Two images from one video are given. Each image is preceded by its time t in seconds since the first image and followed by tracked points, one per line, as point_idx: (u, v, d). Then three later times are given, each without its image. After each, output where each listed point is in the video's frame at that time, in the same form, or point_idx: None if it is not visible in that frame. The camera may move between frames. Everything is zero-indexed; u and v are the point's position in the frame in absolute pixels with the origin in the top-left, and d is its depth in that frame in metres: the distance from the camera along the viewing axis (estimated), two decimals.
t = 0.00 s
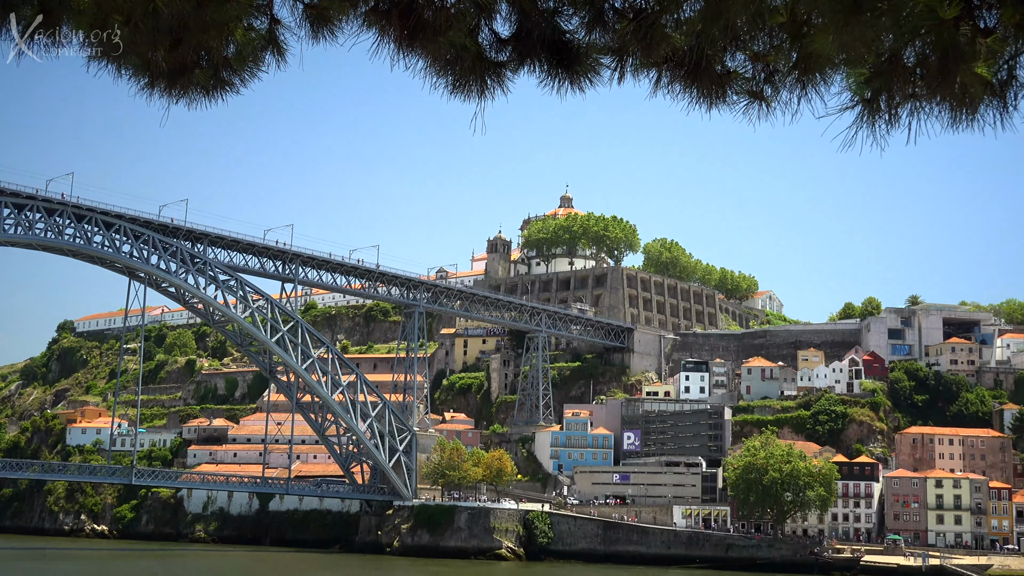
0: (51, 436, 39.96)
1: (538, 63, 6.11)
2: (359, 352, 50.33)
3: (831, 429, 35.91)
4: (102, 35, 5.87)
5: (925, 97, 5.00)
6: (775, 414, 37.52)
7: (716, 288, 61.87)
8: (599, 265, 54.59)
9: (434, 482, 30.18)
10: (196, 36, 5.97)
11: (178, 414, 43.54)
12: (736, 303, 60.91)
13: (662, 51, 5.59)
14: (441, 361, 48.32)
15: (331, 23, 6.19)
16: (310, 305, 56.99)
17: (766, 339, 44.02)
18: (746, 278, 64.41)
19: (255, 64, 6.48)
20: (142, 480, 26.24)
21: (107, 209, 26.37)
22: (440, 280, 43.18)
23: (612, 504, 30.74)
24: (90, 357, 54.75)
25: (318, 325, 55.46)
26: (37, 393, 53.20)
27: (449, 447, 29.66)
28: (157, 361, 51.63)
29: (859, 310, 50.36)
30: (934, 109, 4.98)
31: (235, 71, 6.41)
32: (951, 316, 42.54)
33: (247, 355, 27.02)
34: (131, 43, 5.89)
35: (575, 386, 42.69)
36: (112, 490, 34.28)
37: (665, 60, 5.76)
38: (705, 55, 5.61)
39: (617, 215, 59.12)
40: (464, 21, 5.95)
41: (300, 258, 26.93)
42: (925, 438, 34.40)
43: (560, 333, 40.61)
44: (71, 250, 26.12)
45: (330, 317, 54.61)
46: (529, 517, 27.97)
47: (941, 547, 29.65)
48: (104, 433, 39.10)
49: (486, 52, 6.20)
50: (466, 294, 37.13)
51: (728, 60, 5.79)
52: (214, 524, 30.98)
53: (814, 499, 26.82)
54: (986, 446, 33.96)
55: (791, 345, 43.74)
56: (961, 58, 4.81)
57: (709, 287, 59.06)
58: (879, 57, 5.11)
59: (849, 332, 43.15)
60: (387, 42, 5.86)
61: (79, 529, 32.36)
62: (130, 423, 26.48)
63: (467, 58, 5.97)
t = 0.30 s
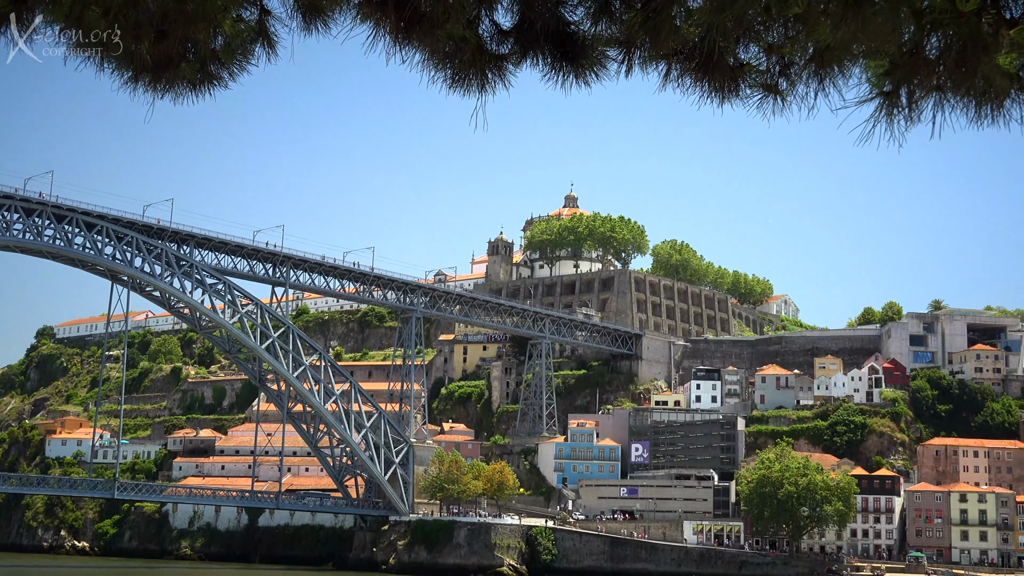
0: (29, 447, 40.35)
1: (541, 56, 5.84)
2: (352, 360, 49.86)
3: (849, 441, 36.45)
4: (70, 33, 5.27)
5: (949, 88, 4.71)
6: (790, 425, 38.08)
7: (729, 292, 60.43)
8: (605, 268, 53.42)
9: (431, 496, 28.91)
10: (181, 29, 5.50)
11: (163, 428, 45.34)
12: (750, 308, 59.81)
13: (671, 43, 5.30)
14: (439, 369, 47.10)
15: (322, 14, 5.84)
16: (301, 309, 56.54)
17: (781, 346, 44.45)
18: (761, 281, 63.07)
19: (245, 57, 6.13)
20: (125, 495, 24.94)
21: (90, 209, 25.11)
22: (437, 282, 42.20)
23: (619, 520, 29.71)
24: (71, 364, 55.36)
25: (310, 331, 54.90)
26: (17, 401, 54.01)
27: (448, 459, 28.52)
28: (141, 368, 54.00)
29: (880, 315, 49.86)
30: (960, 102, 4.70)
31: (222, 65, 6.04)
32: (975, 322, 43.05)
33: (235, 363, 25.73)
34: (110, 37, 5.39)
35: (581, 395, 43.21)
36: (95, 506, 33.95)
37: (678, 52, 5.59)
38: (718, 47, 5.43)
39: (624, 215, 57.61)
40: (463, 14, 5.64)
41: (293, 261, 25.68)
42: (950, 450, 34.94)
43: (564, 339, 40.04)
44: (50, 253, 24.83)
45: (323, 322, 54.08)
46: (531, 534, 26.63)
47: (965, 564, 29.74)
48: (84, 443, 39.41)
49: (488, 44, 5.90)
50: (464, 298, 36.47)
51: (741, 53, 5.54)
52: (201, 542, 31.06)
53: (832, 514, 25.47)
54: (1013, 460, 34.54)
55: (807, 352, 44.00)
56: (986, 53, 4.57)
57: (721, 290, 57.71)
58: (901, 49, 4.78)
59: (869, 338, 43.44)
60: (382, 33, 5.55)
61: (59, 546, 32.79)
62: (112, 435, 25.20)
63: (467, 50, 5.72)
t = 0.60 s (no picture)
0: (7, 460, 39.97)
1: (546, 47, 5.76)
2: (347, 367, 48.93)
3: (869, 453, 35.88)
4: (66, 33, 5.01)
5: (977, 80, 4.39)
6: (807, 436, 37.41)
7: (743, 296, 59.46)
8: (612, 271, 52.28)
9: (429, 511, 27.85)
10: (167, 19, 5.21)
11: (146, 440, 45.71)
12: (765, 313, 58.72)
13: (682, 34, 5.05)
14: (437, 378, 45.89)
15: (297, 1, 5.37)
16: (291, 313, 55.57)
17: (799, 350, 43.75)
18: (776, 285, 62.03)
19: (232, 50, 5.83)
20: (107, 511, 23.69)
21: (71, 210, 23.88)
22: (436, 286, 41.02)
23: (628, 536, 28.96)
24: (51, 373, 55.09)
25: (302, 337, 53.76)
26: None
27: (448, 472, 27.45)
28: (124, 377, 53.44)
29: (902, 319, 49.01)
30: (983, 98, 4.37)
31: (210, 58, 5.78)
32: (1002, 327, 42.29)
33: (224, 371, 24.49)
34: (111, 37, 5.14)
35: (587, 405, 42.07)
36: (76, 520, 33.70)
37: (689, 45, 5.41)
38: (732, 42, 5.28)
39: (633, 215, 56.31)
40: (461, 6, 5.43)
41: (284, 264, 24.45)
42: (975, 462, 34.46)
43: (567, 346, 39.29)
44: (29, 256, 23.59)
45: (315, 328, 53.10)
46: (535, 551, 25.64)
47: None
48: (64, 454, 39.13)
49: (487, 33, 5.75)
50: (464, 302, 35.44)
51: (755, 45, 5.43)
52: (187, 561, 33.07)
53: (851, 527, 24.34)
54: None
55: (826, 359, 43.30)
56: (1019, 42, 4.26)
57: (734, 294, 56.47)
58: (922, 40, 4.47)
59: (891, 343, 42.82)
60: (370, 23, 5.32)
61: (38, 563, 35.05)
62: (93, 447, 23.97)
63: (466, 41, 5.56)
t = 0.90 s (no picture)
0: None
1: (548, 39, 5.60)
2: (342, 376, 47.79)
3: (892, 464, 35.34)
4: (65, 32, 5.15)
5: (1002, 77, 4.56)
6: (827, 446, 36.81)
7: (758, 300, 58.35)
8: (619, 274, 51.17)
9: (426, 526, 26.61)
10: (151, 12, 5.24)
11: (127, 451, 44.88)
12: (781, 317, 57.66)
13: (691, 27, 5.04)
14: (434, 388, 44.56)
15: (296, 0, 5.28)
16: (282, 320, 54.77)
17: (818, 355, 42.87)
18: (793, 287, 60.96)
19: (220, 42, 5.71)
20: (89, 528, 22.52)
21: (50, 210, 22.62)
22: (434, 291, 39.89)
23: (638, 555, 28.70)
24: (28, 384, 54.31)
25: (293, 344, 52.61)
26: None
27: (444, 487, 26.23)
28: (107, 387, 52.84)
29: (927, 323, 47.94)
30: (1010, 93, 4.55)
31: (196, 50, 5.65)
32: None
33: (211, 378, 23.35)
34: (112, 37, 5.27)
35: (593, 415, 41.05)
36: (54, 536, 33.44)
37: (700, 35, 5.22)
38: (745, 32, 5.10)
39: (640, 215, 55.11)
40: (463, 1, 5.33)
41: (274, 266, 23.28)
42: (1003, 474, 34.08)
43: (572, 353, 38.33)
44: (6, 259, 22.36)
45: (306, 333, 52.13)
46: (540, 568, 24.83)
47: None
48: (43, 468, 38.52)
49: (488, 27, 5.60)
50: (463, 306, 34.32)
51: (769, 38, 5.23)
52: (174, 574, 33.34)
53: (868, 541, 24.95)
54: None
55: (845, 365, 42.37)
56: None
57: (747, 297, 55.32)
58: (947, 34, 4.60)
59: (913, 348, 41.81)
60: (369, 15, 5.26)
61: None
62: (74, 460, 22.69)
63: (465, 32, 5.43)
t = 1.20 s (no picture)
0: None
1: (555, 30, 5.59)
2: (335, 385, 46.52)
3: (914, 477, 34.46)
4: (66, 32, 5.29)
5: None
6: (846, 459, 36.02)
7: (774, 304, 57.15)
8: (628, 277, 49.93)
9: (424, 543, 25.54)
10: (136, 4, 5.25)
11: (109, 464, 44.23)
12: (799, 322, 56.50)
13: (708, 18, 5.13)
14: (433, 397, 43.31)
15: None
16: (272, 325, 53.88)
17: (837, 363, 41.86)
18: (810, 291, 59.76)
19: (205, 33, 5.73)
20: (68, 546, 21.32)
21: (27, 211, 21.49)
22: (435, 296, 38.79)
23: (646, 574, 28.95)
24: (8, 395, 53.48)
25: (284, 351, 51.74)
26: None
27: (445, 500, 25.52)
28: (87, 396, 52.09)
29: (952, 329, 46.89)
30: None
31: (181, 43, 5.68)
32: None
33: (198, 387, 22.21)
34: (112, 37, 5.38)
35: (600, 426, 40.04)
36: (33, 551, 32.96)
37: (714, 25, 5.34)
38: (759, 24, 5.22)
39: (650, 215, 54.00)
40: None
41: (263, 269, 22.16)
42: None
43: (576, 360, 37.19)
44: None
45: (297, 339, 51.16)
46: None
47: None
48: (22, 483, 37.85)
49: (496, 20, 5.62)
50: (463, 311, 33.16)
51: (786, 29, 5.42)
52: None
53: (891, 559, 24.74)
54: None
55: (865, 374, 41.42)
56: None
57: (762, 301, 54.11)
58: (971, 27, 4.76)
59: (936, 355, 40.75)
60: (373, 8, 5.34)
61: None
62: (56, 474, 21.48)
63: (466, 25, 5.44)
